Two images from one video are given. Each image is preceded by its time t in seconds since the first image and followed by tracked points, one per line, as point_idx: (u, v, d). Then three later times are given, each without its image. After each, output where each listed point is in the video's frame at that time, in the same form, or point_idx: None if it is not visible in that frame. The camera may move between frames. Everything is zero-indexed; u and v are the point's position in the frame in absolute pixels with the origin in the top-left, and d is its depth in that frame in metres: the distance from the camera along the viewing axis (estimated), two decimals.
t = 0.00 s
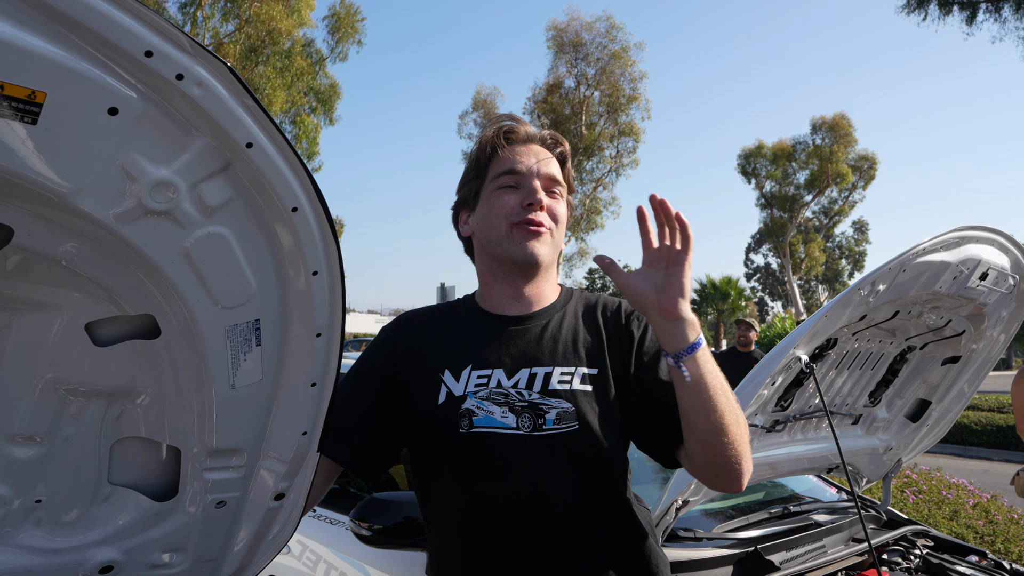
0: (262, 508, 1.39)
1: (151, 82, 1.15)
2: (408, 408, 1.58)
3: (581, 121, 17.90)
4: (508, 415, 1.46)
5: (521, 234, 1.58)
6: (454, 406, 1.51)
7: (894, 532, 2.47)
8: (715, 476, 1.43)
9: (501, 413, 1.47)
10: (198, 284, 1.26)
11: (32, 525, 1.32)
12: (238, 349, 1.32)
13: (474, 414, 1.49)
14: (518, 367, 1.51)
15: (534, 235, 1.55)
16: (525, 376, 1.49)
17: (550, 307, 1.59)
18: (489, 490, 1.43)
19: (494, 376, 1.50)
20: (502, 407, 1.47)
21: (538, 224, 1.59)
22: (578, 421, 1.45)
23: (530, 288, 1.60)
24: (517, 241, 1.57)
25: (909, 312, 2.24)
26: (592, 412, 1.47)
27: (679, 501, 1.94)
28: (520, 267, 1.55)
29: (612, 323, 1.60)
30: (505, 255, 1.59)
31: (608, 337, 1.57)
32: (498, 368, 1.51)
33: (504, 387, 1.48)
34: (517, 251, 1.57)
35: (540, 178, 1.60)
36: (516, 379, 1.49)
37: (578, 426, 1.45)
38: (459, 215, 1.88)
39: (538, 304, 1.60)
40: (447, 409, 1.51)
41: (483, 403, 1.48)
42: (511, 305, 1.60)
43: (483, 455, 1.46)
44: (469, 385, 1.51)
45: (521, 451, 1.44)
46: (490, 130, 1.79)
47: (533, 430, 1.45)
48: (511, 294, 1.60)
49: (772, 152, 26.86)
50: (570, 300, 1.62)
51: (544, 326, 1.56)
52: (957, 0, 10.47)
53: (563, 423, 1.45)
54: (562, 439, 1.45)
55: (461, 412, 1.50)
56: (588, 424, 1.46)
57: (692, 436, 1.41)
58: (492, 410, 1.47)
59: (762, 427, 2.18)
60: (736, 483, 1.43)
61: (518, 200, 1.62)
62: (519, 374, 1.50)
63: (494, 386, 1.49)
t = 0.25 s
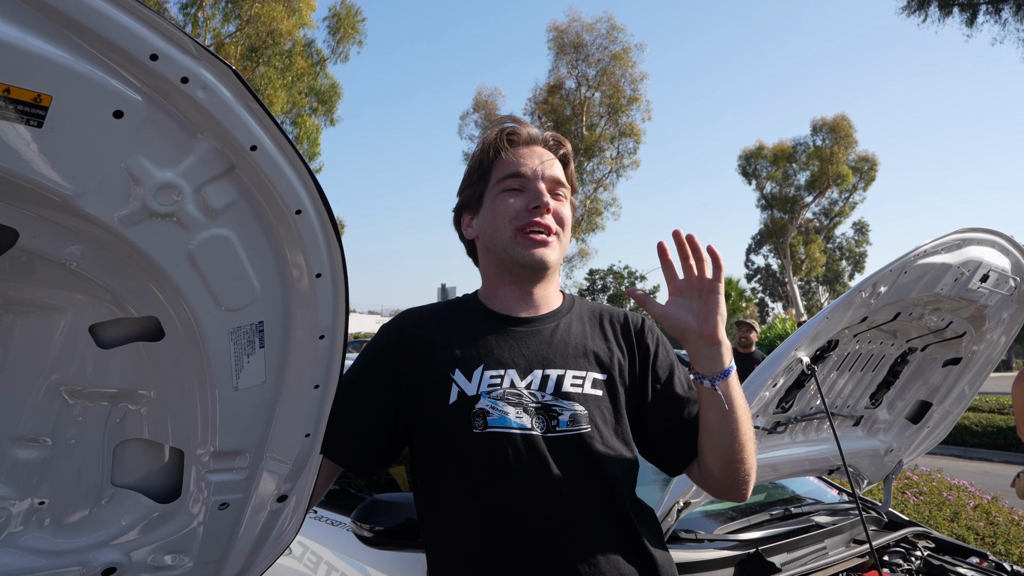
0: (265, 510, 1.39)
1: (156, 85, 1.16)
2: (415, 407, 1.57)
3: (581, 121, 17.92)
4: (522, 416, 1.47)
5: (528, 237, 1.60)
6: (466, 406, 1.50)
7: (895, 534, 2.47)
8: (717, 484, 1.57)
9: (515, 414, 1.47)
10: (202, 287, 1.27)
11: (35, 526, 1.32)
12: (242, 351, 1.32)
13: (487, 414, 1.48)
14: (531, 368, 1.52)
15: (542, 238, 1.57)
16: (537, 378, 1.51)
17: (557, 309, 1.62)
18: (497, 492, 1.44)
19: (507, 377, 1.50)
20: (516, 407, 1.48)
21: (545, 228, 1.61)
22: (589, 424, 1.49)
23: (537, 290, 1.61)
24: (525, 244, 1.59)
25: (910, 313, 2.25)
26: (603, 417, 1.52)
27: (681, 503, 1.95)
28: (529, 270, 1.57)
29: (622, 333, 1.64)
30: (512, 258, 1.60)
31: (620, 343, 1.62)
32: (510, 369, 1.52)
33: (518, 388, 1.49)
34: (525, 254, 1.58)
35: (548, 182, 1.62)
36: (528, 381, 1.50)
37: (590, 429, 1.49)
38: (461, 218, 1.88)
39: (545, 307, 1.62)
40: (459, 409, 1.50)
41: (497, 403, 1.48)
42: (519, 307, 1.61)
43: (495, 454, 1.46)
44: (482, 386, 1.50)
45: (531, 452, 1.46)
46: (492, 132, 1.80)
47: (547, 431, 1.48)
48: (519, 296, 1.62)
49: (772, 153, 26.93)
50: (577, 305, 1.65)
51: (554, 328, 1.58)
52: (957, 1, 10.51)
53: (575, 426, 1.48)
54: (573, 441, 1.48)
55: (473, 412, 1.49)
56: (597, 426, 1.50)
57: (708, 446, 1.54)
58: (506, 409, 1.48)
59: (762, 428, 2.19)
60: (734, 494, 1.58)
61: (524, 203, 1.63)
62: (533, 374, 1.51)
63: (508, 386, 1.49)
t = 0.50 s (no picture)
0: (267, 511, 1.39)
1: (161, 88, 1.16)
2: (418, 409, 1.58)
3: (581, 122, 17.94)
4: (523, 420, 1.47)
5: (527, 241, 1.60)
6: (467, 411, 1.51)
7: (896, 535, 2.48)
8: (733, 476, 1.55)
9: (516, 418, 1.47)
10: (206, 288, 1.27)
11: (38, 527, 1.32)
12: (245, 353, 1.33)
13: (487, 419, 1.49)
14: (532, 371, 1.52)
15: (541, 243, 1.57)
16: (538, 381, 1.51)
17: (558, 312, 1.62)
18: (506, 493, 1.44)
19: (508, 381, 1.51)
20: (517, 411, 1.47)
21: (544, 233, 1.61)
22: (589, 427, 1.49)
23: (537, 294, 1.61)
24: (525, 250, 1.59)
25: (911, 315, 2.26)
26: (604, 419, 1.51)
27: (682, 504, 1.95)
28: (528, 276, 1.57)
29: (623, 332, 1.64)
30: (512, 263, 1.60)
31: (620, 343, 1.61)
32: (511, 373, 1.52)
33: (518, 392, 1.49)
34: (524, 259, 1.58)
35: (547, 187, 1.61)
36: (528, 384, 1.50)
37: (590, 432, 1.49)
38: (460, 219, 1.88)
39: (546, 310, 1.62)
40: (459, 413, 1.51)
41: (497, 407, 1.48)
42: (519, 311, 1.61)
43: (496, 459, 1.46)
44: (482, 390, 1.51)
45: (531, 455, 1.46)
46: (490, 133, 1.79)
47: (546, 434, 1.48)
48: (519, 300, 1.62)
49: (772, 155, 27.01)
50: (578, 305, 1.64)
51: (555, 330, 1.58)
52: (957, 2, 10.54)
53: (575, 428, 1.48)
54: (573, 444, 1.48)
55: (473, 417, 1.50)
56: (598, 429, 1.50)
57: (720, 437, 1.53)
58: (506, 414, 1.48)
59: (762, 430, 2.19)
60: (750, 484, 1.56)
61: (523, 207, 1.63)
62: (533, 377, 1.51)
63: (509, 391, 1.49)
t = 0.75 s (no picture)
0: (270, 513, 1.39)
1: (165, 93, 1.17)
2: (420, 413, 1.59)
3: (581, 123, 17.96)
4: (518, 423, 1.47)
5: (509, 252, 1.59)
6: (464, 416, 1.52)
7: (896, 535, 2.49)
8: (707, 479, 1.45)
9: (512, 422, 1.48)
10: (209, 292, 1.27)
11: (40, 532, 1.32)
12: (248, 356, 1.33)
13: (483, 423, 1.50)
14: (526, 376, 1.52)
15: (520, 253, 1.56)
16: (534, 384, 1.51)
17: (557, 313, 1.60)
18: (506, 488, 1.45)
19: (503, 385, 1.52)
20: (512, 415, 1.48)
21: (524, 241, 1.59)
22: (586, 429, 1.48)
23: (530, 298, 1.60)
24: (505, 261, 1.58)
25: (911, 317, 2.27)
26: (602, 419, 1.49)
27: (683, 506, 1.96)
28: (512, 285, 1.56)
29: (617, 328, 1.61)
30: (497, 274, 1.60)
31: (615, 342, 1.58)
32: (506, 377, 1.53)
33: (514, 396, 1.50)
34: (506, 270, 1.58)
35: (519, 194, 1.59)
36: (525, 388, 1.51)
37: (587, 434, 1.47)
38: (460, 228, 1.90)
39: (543, 312, 1.60)
40: (458, 417, 1.53)
41: (492, 412, 1.49)
42: (514, 317, 1.60)
43: (494, 461, 1.47)
44: (478, 395, 1.52)
45: (529, 456, 1.45)
46: (470, 144, 1.78)
47: (542, 438, 1.46)
48: (512, 306, 1.61)
49: (769, 157, 27.07)
50: (577, 304, 1.63)
51: (552, 331, 1.58)
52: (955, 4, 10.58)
53: (571, 431, 1.47)
54: (570, 447, 1.47)
55: (470, 421, 1.52)
56: (596, 431, 1.48)
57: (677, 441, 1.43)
58: (502, 419, 1.49)
59: (764, 431, 2.19)
60: (726, 484, 1.45)
61: (499, 218, 1.62)
62: (529, 382, 1.51)
63: (504, 396, 1.50)
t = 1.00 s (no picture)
0: (272, 516, 1.40)
1: (170, 94, 1.17)
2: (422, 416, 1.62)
3: (580, 124, 17.98)
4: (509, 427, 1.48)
5: (530, 255, 1.61)
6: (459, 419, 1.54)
7: (895, 536, 2.50)
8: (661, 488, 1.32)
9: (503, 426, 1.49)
10: (213, 294, 1.28)
11: (43, 533, 1.32)
12: (251, 358, 1.33)
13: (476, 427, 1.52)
14: (519, 377, 1.52)
15: (542, 258, 1.58)
16: (525, 387, 1.50)
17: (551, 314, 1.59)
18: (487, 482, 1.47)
19: (496, 389, 1.52)
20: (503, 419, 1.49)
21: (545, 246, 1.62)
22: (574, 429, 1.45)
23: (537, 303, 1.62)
24: (525, 262, 1.60)
25: (910, 318, 2.28)
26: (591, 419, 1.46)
27: (683, 507, 1.96)
28: (527, 288, 1.59)
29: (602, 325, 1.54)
30: (511, 273, 1.62)
31: (599, 339, 1.52)
32: (499, 380, 1.53)
33: (506, 399, 1.50)
34: (524, 271, 1.59)
35: (552, 199, 1.61)
36: (517, 390, 1.50)
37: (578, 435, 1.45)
38: (460, 217, 1.88)
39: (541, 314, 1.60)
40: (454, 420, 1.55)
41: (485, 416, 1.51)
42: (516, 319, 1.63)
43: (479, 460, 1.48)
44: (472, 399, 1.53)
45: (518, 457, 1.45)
46: (497, 136, 1.76)
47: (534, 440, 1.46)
48: (512, 306, 1.61)
49: (766, 159, 27.13)
50: (572, 304, 1.61)
51: (543, 333, 1.56)
52: (952, 5, 10.63)
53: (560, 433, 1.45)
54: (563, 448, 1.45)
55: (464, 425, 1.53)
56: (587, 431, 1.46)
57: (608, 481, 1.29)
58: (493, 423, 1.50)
59: (765, 432, 2.19)
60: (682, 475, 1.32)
61: (526, 219, 1.63)
62: (521, 383, 1.51)
63: (496, 399, 1.51)
